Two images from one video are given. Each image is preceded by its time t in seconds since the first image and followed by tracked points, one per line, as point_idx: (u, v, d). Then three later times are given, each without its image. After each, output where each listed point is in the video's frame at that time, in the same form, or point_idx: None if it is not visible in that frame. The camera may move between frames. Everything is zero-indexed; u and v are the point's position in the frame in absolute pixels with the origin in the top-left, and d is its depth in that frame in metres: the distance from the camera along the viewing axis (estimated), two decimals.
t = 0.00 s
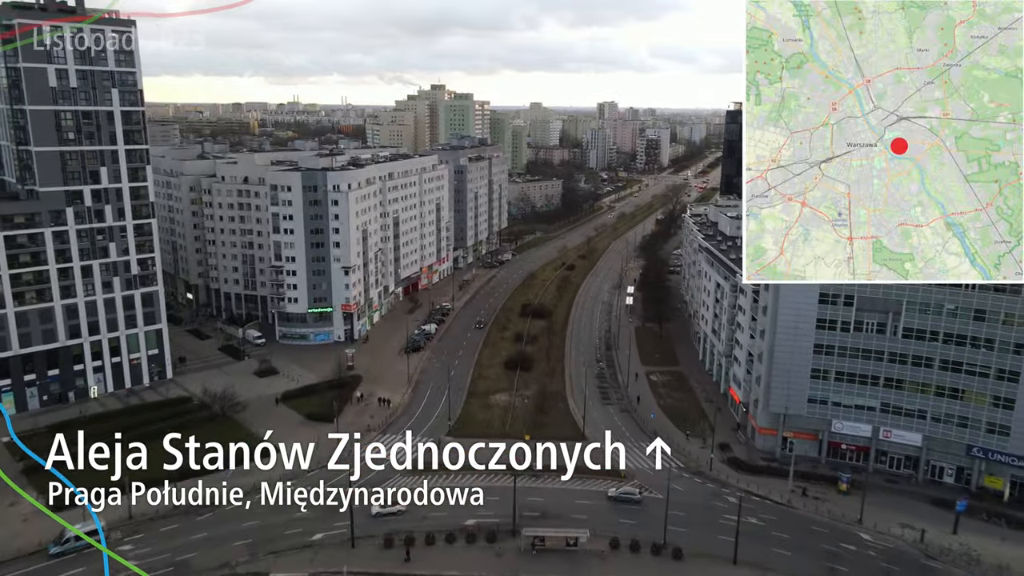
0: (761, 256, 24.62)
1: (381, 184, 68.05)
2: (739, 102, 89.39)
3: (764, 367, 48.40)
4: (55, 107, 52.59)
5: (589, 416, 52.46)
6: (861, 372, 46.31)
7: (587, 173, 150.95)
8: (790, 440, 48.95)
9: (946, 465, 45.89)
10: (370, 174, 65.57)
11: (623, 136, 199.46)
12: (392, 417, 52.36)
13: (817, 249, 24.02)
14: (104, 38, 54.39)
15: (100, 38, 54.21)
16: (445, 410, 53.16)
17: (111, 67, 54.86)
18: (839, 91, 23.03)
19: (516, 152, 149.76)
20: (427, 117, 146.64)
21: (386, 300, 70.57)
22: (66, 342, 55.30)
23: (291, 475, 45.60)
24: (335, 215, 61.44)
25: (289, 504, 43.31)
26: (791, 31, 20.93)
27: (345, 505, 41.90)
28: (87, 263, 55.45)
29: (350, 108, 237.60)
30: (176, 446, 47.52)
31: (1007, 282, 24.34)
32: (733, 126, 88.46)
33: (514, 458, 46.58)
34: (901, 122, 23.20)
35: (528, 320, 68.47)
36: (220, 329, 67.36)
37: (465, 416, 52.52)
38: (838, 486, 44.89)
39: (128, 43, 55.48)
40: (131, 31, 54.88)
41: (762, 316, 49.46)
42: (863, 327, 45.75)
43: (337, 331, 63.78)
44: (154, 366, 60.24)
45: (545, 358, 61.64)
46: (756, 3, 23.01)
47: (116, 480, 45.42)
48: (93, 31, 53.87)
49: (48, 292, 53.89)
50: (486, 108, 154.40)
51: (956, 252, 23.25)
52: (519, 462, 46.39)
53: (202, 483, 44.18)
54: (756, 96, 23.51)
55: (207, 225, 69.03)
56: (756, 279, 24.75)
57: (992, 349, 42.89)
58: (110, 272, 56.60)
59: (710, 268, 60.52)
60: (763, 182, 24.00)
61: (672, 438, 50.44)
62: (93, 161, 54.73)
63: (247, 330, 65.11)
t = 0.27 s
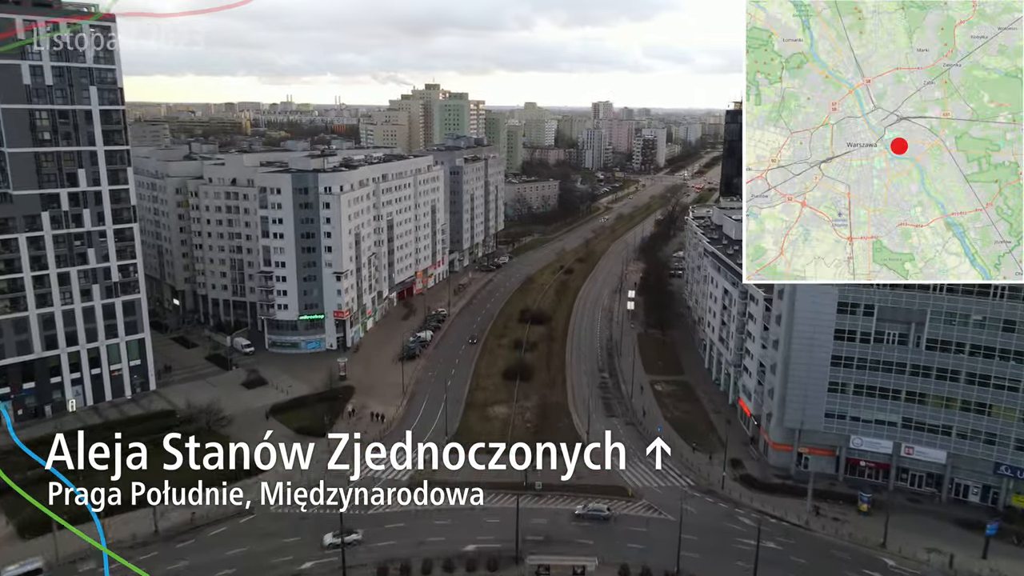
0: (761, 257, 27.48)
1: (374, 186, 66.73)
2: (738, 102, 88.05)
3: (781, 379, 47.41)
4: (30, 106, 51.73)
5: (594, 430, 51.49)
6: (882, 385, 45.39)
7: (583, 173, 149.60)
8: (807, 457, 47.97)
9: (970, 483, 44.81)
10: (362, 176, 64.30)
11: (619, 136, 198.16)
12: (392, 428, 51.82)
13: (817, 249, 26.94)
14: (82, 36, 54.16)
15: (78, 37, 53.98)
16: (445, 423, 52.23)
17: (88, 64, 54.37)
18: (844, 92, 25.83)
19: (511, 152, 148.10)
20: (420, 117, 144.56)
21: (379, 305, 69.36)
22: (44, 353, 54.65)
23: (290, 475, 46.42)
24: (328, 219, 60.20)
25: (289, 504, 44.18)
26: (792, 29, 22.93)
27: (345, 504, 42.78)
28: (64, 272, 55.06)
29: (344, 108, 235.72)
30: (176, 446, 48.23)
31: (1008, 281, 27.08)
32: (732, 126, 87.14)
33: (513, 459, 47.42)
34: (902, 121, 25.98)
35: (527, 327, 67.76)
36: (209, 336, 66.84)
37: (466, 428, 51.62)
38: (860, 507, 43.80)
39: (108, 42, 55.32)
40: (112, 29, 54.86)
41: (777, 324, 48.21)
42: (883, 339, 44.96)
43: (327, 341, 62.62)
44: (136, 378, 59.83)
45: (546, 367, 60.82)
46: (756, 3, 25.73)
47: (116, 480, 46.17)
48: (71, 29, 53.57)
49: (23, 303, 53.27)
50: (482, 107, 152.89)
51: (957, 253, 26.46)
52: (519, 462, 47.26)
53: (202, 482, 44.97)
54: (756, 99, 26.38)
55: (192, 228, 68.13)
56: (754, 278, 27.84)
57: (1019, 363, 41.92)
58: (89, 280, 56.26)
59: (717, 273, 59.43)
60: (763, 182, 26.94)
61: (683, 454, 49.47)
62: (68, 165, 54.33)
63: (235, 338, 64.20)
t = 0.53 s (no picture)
0: (762, 257, 30.87)
1: (367, 188, 65.28)
2: (736, 101, 86.97)
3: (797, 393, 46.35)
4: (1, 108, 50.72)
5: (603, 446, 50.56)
6: (904, 399, 44.33)
7: (577, 174, 148.33)
8: (823, 474, 46.83)
9: (994, 502, 43.62)
10: (354, 177, 63.00)
11: (613, 135, 197.03)
12: (389, 436, 51.70)
13: (817, 249, 30.32)
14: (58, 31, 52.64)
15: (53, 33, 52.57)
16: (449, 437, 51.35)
17: (64, 60, 52.76)
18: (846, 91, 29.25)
19: (505, 152, 146.86)
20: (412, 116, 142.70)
21: (372, 312, 68.39)
22: (19, 365, 53.19)
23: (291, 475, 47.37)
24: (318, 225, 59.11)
25: (290, 504, 45.23)
26: (791, 30, 25.77)
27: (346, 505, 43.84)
28: (38, 279, 53.72)
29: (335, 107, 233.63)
30: (175, 446, 49.20)
31: (1007, 279, 30.34)
32: (730, 126, 86.07)
33: (514, 458, 48.57)
34: (901, 121, 29.31)
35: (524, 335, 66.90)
36: (194, 345, 66.31)
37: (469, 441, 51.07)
38: (883, 529, 42.46)
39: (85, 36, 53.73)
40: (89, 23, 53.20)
41: (790, 335, 47.27)
42: (905, 350, 43.94)
43: (319, 349, 62.09)
44: (116, 391, 58.40)
45: (546, 377, 60.11)
46: (758, 5, 28.97)
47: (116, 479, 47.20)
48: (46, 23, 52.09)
49: None
50: (475, 106, 151.58)
51: (958, 254, 29.76)
52: (519, 462, 48.39)
53: (202, 481, 45.95)
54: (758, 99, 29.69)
55: (178, 232, 67.96)
56: (755, 277, 31.11)
57: None
58: (64, 287, 55.00)
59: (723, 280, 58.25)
60: (763, 182, 30.32)
61: (691, 471, 48.45)
62: (42, 168, 53.16)
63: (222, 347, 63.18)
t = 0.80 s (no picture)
0: (762, 257, 29.62)
1: (359, 191, 65.11)
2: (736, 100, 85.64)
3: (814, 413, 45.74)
4: None
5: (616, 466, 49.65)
6: (933, 416, 43.22)
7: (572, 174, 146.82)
8: (847, 494, 45.75)
9: None
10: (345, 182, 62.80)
11: (607, 135, 195.66)
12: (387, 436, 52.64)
13: (817, 249, 29.09)
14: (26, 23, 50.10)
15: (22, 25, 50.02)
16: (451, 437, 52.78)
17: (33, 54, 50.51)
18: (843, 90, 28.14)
19: (499, 153, 145.14)
20: (404, 116, 140.71)
21: (365, 318, 68.05)
22: None
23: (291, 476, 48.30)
24: (309, 229, 58.89)
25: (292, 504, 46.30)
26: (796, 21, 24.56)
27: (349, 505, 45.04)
28: (10, 289, 51.70)
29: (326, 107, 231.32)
30: (174, 447, 50.11)
31: (1008, 281, 29.09)
32: (729, 126, 84.76)
33: (514, 459, 49.68)
34: (902, 121, 28.22)
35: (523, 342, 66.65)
36: (179, 355, 65.15)
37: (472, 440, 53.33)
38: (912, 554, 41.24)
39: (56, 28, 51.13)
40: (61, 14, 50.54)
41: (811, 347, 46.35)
42: (934, 366, 42.84)
43: (309, 358, 61.40)
44: (93, 407, 56.55)
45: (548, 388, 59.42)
46: (757, 4, 27.90)
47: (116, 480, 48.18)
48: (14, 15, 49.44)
49: None
50: (469, 106, 149.88)
51: (959, 256, 28.58)
52: (519, 462, 49.56)
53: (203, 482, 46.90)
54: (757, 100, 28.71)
55: (162, 237, 66.47)
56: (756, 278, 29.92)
57: None
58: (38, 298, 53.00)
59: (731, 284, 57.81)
60: (763, 182, 29.20)
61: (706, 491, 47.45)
62: (13, 170, 51.09)
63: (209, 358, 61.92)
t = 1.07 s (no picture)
0: (762, 257, 29.88)
1: (349, 195, 62.71)
2: (734, 100, 84.16)
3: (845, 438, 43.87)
4: None
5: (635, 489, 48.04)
6: (975, 443, 41.38)
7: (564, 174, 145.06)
8: (880, 523, 43.87)
9: None
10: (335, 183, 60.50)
11: (599, 135, 194.13)
12: (388, 438, 53.16)
13: (816, 250, 29.44)
14: None
15: None
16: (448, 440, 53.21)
17: None
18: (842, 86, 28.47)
19: (490, 152, 142.76)
20: (394, 116, 137.97)
21: (355, 329, 65.65)
22: None
23: (290, 476, 48.56)
24: (296, 237, 56.52)
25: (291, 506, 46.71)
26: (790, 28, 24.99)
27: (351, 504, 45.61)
28: None
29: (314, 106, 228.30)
30: (173, 449, 50.20)
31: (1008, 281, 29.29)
32: (728, 126, 83.28)
33: (514, 460, 50.36)
34: (901, 121, 28.53)
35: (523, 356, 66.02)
36: (157, 370, 62.79)
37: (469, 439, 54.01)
38: None
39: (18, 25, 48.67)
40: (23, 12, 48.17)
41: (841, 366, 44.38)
42: (978, 390, 40.97)
43: (296, 374, 59.25)
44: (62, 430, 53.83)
45: (550, 408, 58.07)
46: (757, 3, 28.37)
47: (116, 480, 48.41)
48: None
49: None
50: (459, 105, 147.34)
51: (958, 256, 28.91)
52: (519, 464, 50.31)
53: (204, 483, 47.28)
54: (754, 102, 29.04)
55: (139, 243, 63.98)
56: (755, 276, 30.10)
57: None
58: None
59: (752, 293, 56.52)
60: (763, 182, 29.49)
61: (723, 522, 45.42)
62: None
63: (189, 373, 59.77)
